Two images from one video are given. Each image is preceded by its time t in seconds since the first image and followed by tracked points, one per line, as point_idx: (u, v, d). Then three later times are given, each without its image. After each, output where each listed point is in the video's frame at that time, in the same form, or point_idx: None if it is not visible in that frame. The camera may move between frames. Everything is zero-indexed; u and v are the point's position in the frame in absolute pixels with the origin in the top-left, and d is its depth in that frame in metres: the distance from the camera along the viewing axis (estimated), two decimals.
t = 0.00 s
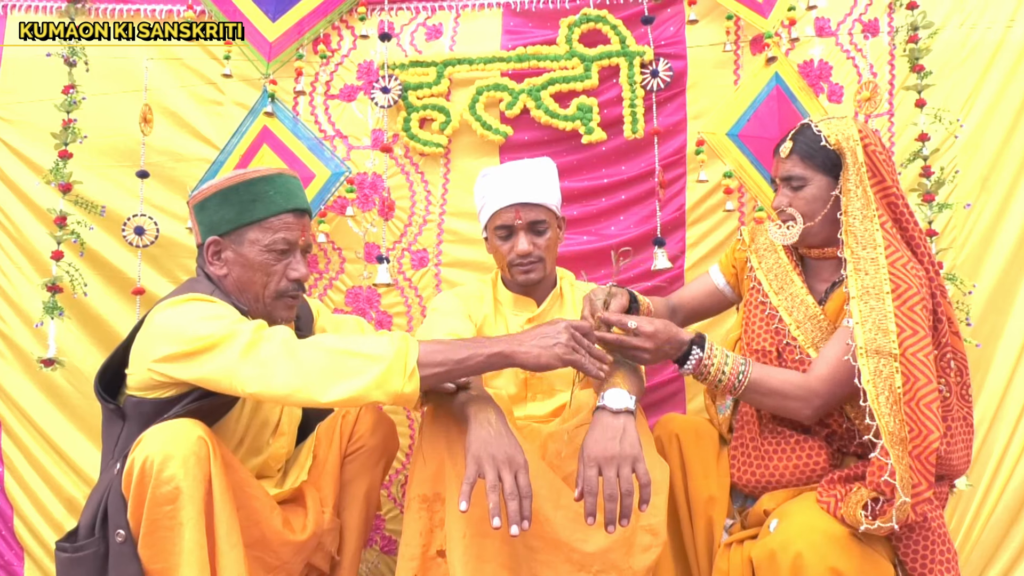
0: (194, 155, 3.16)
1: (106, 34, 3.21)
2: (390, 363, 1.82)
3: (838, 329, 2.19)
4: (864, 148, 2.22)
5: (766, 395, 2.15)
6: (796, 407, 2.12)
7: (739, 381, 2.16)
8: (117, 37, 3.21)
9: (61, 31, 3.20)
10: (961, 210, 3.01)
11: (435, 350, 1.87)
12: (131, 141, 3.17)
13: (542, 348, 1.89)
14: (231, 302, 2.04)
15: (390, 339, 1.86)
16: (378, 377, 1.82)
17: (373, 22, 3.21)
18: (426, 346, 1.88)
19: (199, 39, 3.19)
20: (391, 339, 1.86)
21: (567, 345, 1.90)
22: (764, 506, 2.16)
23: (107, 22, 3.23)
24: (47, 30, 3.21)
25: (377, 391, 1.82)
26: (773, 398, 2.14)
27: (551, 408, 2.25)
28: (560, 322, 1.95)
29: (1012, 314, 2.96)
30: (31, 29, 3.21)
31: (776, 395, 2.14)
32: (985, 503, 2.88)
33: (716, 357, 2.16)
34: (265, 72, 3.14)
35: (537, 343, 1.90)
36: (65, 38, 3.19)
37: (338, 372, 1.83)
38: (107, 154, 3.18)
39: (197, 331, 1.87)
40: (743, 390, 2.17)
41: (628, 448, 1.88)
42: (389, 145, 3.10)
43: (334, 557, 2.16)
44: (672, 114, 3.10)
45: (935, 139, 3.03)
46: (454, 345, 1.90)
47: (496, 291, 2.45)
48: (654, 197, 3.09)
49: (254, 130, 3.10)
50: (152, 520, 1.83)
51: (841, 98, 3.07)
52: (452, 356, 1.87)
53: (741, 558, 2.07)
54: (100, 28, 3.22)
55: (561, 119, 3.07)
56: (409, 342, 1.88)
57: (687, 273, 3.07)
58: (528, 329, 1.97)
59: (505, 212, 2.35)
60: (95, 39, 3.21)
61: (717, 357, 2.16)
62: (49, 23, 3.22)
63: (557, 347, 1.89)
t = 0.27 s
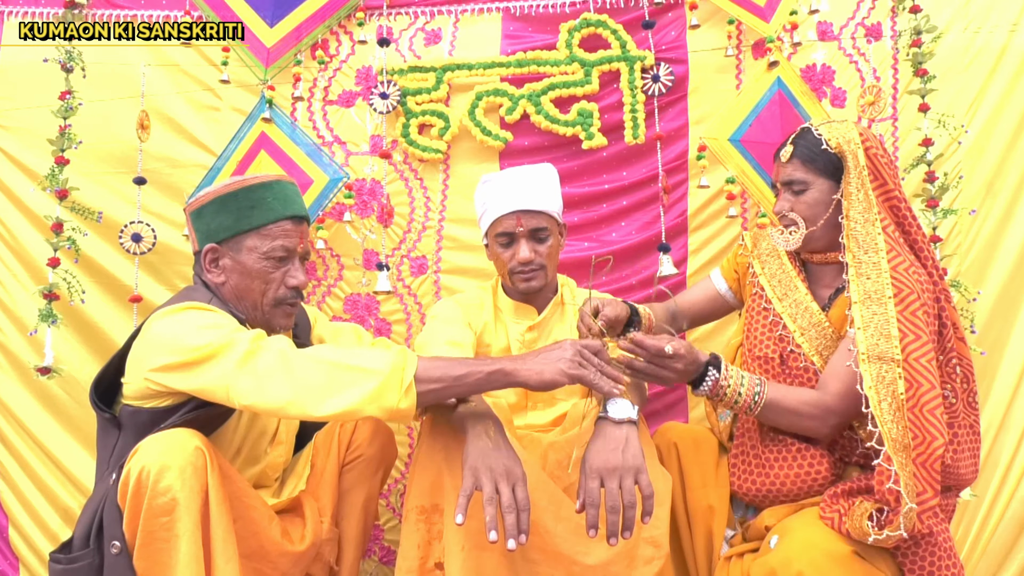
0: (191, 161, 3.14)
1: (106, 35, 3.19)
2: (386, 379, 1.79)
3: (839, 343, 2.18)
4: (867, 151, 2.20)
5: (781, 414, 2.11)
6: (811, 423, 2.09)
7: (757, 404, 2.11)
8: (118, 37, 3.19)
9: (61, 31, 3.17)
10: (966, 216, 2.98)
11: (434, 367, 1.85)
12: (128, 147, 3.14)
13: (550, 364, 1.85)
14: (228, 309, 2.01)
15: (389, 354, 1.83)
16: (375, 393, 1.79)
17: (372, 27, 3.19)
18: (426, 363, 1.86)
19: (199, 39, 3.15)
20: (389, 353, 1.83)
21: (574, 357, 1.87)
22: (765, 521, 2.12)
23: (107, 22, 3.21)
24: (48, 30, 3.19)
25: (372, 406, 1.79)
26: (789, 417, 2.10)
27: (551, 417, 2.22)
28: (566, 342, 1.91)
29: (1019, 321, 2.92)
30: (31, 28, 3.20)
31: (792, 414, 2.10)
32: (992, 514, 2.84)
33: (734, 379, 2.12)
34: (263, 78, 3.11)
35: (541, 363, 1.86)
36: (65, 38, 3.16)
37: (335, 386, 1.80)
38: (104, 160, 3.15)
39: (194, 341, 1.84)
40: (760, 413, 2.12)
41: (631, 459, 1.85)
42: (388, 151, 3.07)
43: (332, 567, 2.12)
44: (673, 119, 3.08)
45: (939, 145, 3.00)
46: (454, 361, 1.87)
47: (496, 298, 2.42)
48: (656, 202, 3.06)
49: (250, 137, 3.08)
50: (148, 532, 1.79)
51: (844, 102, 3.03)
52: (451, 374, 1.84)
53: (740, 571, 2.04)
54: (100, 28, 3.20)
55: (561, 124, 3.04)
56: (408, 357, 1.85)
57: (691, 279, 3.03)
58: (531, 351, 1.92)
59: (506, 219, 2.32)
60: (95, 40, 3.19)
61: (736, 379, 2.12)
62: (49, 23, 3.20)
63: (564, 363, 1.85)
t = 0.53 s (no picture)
0: (191, 166, 3.10)
1: (106, 34, 3.16)
2: (390, 389, 1.76)
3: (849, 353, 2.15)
4: (875, 155, 2.16)
5: (791, 430, 2.08)
6: (826, 436, 2.06)
7: (764, 422, 2.10)
8: (117, 37, 3.16)
9: (62, 31, 3.14)
10: (976, 221, 2.94)
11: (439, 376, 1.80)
12: (128, 152, 3.11)
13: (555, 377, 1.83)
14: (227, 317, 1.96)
15: (393, 363, 1.79)
16: (379, 404, 1.75)
17: (373, 30, 3.16)
18: (431, 373, 1.82)
19: (199, 39, 3.11)
20: (393, 363, 1.80)
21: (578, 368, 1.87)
22: (773, 536, 2.06)
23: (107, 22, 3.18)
24: (48, 31, 3.17)
25: (375, 415, 1.75)
26: (800, 433, 2.08)
27: (555, 425, 2.17)
28: (568, 359, 1.90)
29: None
30: (31, 29, 3.17)
31: (802, 429, 2.07)
32: (1004, 525, 2.78)
33: (736, 399, 2.12)
34: (263, 82, 3.07)
35: (548, 376, 1.83)
36: (65, 38, 3.12)
37: (338, 395, 1.76)
38: (104, 165, 3.12)
39: (195, 347, 1.80)
40: (768, 433, 2.10)
41: (636, 469, 1.80)
42: (390, 155, 3.04)
43: None
44: (679, 123, 3.04)
45: (948, 149, 2.96)
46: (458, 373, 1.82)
47: (498, 304, 2.38)
48: (661, 208, 3.02)
49: (251, 141, 3.03)
50: (147, 543, 1.75)
51: (852, 106, 2.99)
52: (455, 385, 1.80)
53: None
54: (100, 28, 3.16)
55: (565, 128, 3.00)
56: (412, 366, 1.81)
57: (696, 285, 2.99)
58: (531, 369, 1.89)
59: (508, 226, 2.29)
60: (95, 39, 3.15)
61: (738, 400, 2.12)
62: (49, 24, 3.17)
63: (570, 373, 1.84)
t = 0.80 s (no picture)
0: (189, 170, 3.07)
1: (106, 34, 3.12)
2: (376, 399, 1.69)
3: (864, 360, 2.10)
4: (883, 158, 2.10)
5: (802, 432, 2.04)
6: (842, 443, 2.00)
7: (776, 418, 2.07)
8: (117, 38, 3.11)
9: (62, 31, 3.09)
10: (987, 227, 2.88)
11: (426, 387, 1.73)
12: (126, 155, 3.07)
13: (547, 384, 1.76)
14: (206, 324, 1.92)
15: (378, 371, 1.73)
16: (365, 413, 1.68)
17: (374, 33, 3.12)
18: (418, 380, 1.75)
19: (199, 39, 3.07)
20: (378, 370, 1.73)
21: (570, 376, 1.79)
22: (781, 552, 2.02)
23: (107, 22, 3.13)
24: (48, 31, 3.13)
25: (361, 426, 1.68)
26: (813, 436, 2.03)
27: (557, 434, 2.12)
28: (558, 364, 1.83)
29: None
30: (31, 28, 3.14)
31: (815, 432, 2.03)
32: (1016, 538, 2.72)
33: (751, 392, 2.11)
34: (263, 85, 3.04)
35: (539, 381, 1.76)
36: (65, 38, 3.08)
37: (322, 405, 1.70)
38: (101, 168, 3.08)
39: (175, 357, 1.75)
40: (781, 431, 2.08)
41: (633, 479, 1.74)
42: (390, 159, 3.00)
43: None
44: (684, 127, 2.99)
45: (958, 154, 2.91)
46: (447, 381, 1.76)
47: (500, 311, 2.34)
48: (663, 215, 2.97)
49: (250, 145, 3.00)
50: (130, 557, 1.70)
51: (860, 110, 2.94)
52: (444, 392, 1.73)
53: None
54: (100, 28, 3.12)
55: (568, 133, 2.96)
56: (399, 373, 1.74)
57: (702, 292, 2.93)
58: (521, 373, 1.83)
59: (509, 231, 2.24)
60: (95, 39, 3.11)
61: (752, 393, 2.11)
62: (49, 24, 3.14)
63: (562, 382, 1.76)
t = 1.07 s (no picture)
0: (187, 174, 3.03)
1: (106, 34, 3.08)
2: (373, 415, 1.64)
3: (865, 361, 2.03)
4: (892, 162, 2.05)
5: (791, 424, 2.01)
6: (829, 441, 1.95)
7: (767, 408, 2.05)
8: (118, 38, 3.08)
9: (62, 31, 3.05)
10: (998, 234, 2.84)
11: (425, 400, 1.70)
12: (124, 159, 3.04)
13: (550, 396, 1.70)
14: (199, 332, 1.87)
15: (375, 386, 1.68)
16: (362, 431, 1.64)
17: (376, 36, 3.09)
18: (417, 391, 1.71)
19: (200, 39, 3.04)
20: (375, 385, 1.68)
21: (573, 391, 1.72)
22: (790, 569, 1.97)
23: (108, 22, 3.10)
24: (48, 31, 3.09)
25: (358, 444, 1.64)
26: (800, 430, 2.00)
27: (559, 443, 2.07)
28: (564, 370, 1.78)
29: None
30: (31, 29, 3.11)
31: (803, 425, 1.99)
32: None
33: (745, 377, 2.08)
34: (263, 89, 3.02)
35: (541, 393, 1.71)
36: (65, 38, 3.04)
37: (318, 421, 1.65)
38: (99, 172, 3.05)
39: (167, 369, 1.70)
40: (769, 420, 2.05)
41: (642, 492, 1.69)
42: (391, 164, 2.96)
43: None
44: (690, 132, 2.95)
45: (969, 159, 2.86)
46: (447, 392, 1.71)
47: (502, 318, 2.29)
48: (667, 221, 2.92)
49: (250, 148, 2.97)
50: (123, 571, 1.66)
51: (869, 115, 2.90)
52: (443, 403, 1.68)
53: None
54: (101, 28, 3.09)
55: (572, 137, 2.91)
56: (396, 387, 1.70)
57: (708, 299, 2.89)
58: (528, 377, 1.78)
59: (510, 235, 2.20)
60: (95, 40, 3.08)
61: (748, 377, 2.08)
62: (49, 23, 3.10)
63: (564, 396, 1.71)
